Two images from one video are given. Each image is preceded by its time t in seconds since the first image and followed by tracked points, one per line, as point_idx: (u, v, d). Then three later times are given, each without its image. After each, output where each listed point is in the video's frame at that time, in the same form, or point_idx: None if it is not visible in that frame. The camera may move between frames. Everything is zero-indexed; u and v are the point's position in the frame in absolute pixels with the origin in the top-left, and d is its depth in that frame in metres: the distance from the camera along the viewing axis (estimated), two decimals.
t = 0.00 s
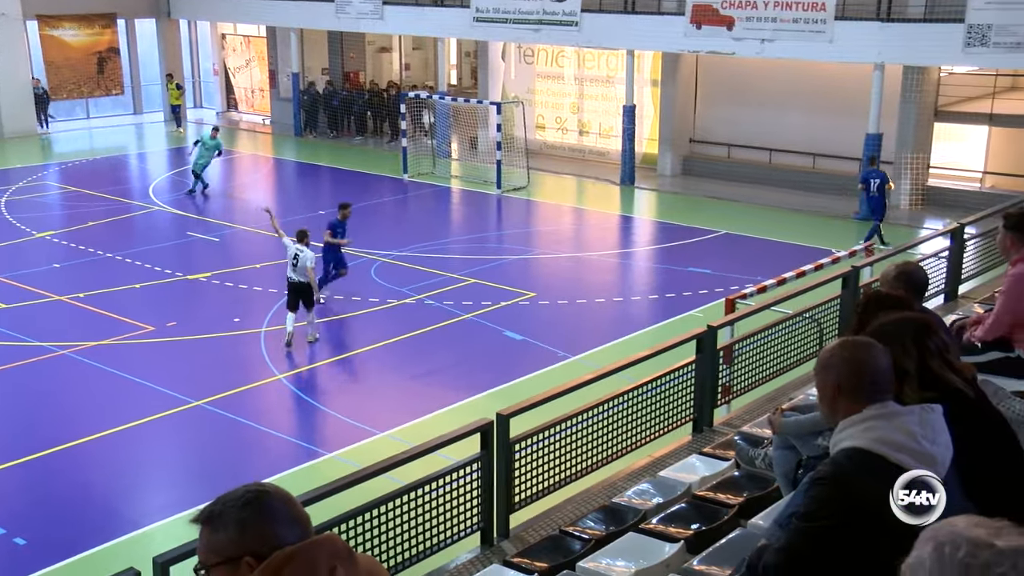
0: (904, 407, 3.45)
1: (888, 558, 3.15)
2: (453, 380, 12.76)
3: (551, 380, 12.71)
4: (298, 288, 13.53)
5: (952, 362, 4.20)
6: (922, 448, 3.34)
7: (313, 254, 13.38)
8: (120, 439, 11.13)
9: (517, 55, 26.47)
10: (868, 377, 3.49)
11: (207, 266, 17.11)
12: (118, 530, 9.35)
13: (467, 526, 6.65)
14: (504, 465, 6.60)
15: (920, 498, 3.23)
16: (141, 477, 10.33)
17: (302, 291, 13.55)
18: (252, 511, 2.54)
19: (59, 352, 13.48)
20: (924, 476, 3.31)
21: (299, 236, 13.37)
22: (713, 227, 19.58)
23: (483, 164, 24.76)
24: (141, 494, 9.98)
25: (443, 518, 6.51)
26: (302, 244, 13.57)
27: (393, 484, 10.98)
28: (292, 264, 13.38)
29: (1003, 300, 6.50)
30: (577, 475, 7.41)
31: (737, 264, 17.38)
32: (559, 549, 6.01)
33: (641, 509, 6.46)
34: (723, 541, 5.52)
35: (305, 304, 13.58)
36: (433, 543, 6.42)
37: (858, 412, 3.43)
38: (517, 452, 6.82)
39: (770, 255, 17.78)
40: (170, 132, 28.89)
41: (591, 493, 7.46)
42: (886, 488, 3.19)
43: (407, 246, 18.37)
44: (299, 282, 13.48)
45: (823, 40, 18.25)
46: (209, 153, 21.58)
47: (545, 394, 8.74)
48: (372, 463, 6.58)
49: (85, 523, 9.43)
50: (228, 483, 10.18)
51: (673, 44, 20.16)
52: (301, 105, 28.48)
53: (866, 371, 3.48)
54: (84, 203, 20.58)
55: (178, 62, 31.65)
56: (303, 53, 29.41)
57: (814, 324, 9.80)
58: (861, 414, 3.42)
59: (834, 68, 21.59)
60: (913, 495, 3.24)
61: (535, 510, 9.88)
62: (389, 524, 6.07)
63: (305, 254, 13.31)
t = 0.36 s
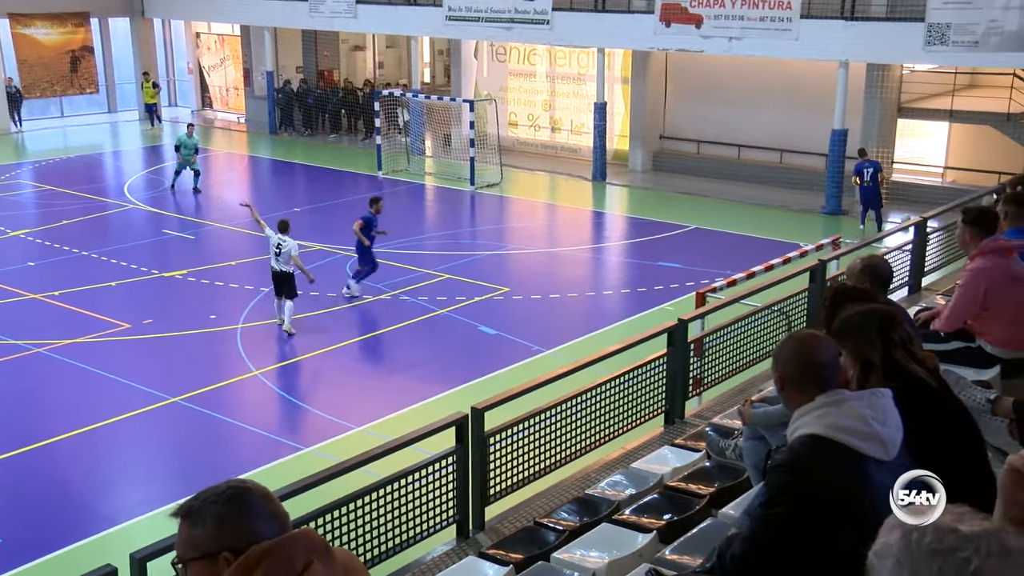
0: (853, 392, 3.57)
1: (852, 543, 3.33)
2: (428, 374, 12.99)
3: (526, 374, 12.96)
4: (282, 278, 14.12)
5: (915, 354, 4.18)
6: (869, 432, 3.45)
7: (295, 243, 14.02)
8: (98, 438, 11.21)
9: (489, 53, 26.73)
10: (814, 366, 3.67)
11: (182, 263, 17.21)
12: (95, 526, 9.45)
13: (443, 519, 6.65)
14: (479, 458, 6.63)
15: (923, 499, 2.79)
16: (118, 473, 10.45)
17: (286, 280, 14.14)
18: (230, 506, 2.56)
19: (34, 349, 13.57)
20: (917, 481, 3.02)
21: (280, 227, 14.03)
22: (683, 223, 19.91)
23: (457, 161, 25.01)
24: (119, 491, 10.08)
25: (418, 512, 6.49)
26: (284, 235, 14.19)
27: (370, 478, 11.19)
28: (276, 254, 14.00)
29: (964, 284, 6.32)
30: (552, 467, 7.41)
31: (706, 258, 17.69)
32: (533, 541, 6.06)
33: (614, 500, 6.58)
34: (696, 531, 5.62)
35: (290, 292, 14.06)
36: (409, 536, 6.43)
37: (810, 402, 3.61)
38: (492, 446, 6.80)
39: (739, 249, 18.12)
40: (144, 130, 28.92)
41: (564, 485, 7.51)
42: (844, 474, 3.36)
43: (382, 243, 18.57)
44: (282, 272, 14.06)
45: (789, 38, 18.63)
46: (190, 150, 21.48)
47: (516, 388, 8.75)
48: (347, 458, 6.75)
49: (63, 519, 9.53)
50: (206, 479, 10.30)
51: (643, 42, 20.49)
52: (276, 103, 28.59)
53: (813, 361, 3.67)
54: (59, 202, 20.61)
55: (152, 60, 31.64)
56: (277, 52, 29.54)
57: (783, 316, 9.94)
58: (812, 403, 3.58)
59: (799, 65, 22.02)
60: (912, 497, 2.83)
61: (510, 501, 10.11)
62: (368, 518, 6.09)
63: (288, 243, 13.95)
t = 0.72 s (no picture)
0: (807, 383, 3.74)
1: (811, 527, 3.58)
2: (411, 374, 13.20)
3: (508, 373, 13.20)
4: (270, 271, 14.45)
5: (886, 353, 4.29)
6: (822, 420, 3.63)
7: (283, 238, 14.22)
8: (84, 439, 11.32)
9: (470, 57, 26.83)
10: (769, 363, 3.90)
11: (167, 266, 17.36)
12: (82, 527, 9.50)
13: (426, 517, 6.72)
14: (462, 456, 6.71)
15: (924, 501, 2.21)
16: (104, 473, 10.54)
17: (274, 273, 14.46)
18: (210, 509, 2.67)
19: (19, 352, 13.69)
20: (912, 475, 2.37)
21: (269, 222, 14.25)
22: (663, 223, 20.19)
23: (439, 163, 25.29)
24: (105, 491, 10.17)
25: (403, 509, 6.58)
26: (273, 228, 14.41)
27: (353, 477, 11.39)
28: (263, 248, 14.29)
29: (926, 284, 6.55)
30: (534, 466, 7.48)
31: (685, 258, 17.98)
32: (515, 538, 6.13)
33: (595, 498, 6.63)
34: (675, 527, 5.68)
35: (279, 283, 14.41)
36: (392, 535, 6.49)
37: (767, 397, 3.83)
38: (473, 444, 6.91)
39: (718, 249, 18.42)
40: (129, 134, 29.04)
41: (546, 483, 7.60)
42: (800, 462, 3.57)
43: (365, 244, 18.78)
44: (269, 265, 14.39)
45: (765, 41, 18.95)
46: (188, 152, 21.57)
47: (497, 387, 8.86)
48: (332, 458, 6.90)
49: (49, 520, 9.60)
50: (191, 480, 10.37)
51: (622, 46, 20.78)
52: (260, 106, 28.79)
53: (768, 360, 3.90)
54: (43, 205, 20.73)
55: (136, 64, 31.78)
56: (260, 55, 29.74)
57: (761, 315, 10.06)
58: (769, 397, 3.79)
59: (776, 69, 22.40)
60: (912, 497, 2.23)
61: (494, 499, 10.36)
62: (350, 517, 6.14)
63: (276, 238, 14.17)
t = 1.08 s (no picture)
0: (781, 380, 3.67)
1: (789, 525, 3.54)
2: (404, 373, 13.40)
3: (500, 372, 13.41)
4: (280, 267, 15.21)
5: (876, 351, 4.18)
6: (796, 415, 3.56)
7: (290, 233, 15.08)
8: (81, 439, 11.42)
9: (462, 59, 27.17)
10: (744, 363, 3.84)
11: (163, 267, 17.54)
12: (79, 525, 9.55)
13: (420, 513, 6.92)
14: (454, 454, 6.89)
15: (924, 500, 2.07)
16: (100, 472, 10.63)
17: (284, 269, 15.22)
18: (204, 509, 2.73)
19: (16, 353, 13.87)
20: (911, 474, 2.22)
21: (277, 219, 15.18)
22: (652, 223, 20.46)
23: (432, 164, 25.64)
24: (101, 491, 10.20)
25: (397, 505, 6.73)
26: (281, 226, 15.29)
27: (349, 475, 11.59)
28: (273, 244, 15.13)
29: (904, 284, 6.72)
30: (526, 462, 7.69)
31: (674, 259, 18.23)
32: (507, 535, 6.30)
33: (586, 495, 6.81)
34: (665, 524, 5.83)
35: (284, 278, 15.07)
36: (387, 531, 6.68)
37: (743, 394, 3.77)
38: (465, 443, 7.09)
39: (706, 249, 18.68)
40: (125, 136, 29.31)
41: (539, 480, 7.81)
42: (775, 459, 3.53)
43: (358, 245, 18.99)
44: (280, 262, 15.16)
45: (752, 44, 19.24)
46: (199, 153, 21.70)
47: (490, 386, 9.06)
48: (328, 457, 7.09)
49: (46, 518, 9.67)
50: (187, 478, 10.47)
51: (612, 49, 21.05)
52: (254, 109, 29.09)
53: (742, 360, 3.84)
54: (39, 206, 20.91)
55: (132, 68, 32.10)
56: (253, 58, 30.06)
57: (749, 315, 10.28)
58: (744, 395, 3.73)
59: (763, 71, 22.75)
60: (912, 497, 2.09)
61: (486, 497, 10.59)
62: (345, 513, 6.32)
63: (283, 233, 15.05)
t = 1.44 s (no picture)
0: (784, 382, 3.65)
1: (791, 526, 3.52)
2: (400, 374, 13.46)
3: (495, 373, 13.48)
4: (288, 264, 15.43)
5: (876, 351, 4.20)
6: (799, 417, 3.54)
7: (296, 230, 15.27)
8: (78, 439, 11.47)
9: (457, 62, 27.37)
10: (745, 365, 3.92)
11: (159, 268, 17.59)
12: (75, 526, 9.60)
13: (417, 513, 6.98)
14: (451, 454, 6.95)
15: (925, 500, 1.99)
16: (98, 472, 10.70)
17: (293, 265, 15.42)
18: (202, 508, 2.80)
19: (13, 354, 13.92)
20: (912, 472, 2.14)
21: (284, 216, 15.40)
22: (647, 224, 20.56)
23: (427, 166, 25.73)
24: (98, 491, 10.26)
25: (395, 505, 6.80)
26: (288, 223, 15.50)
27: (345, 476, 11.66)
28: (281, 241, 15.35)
29: (897, 284, 6.80)
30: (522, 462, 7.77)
31: (668, 259, 18.32)
32: (503, 535, 6.38)
33: (581, 495, 6.90)
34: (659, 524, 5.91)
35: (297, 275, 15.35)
36: (385, 531, 6.73)
37: (746, 396, 3.75)
38: (462, 443, 7.16)
39: (700, 250, 18.79)
40: (121, 138, 29.38)
41: (535, 480, 7.88)
42: (778, 460, 3.51)
43: (354, 247, 19.06)
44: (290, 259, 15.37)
45: (746, 46, 19.36)
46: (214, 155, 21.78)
47: (485, 387, 9.12)
48: (326, 456, 7.15)
49: (44, 518, 9.73)
50: (184, 479, 10.53)
51: (607, 51, 21.17)
52: (250, 112, 29.17)
53: (743, 361, 3.91)
54: (36, 208, 20.96)
55: (128, 70, 32.14)
56: (249, 60, 30.14)
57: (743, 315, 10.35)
58: (746, 396, 3.72)
59: (756, 73, 22.89)
60: (912, 496, 2.01)
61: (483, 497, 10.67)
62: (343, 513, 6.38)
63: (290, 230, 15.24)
